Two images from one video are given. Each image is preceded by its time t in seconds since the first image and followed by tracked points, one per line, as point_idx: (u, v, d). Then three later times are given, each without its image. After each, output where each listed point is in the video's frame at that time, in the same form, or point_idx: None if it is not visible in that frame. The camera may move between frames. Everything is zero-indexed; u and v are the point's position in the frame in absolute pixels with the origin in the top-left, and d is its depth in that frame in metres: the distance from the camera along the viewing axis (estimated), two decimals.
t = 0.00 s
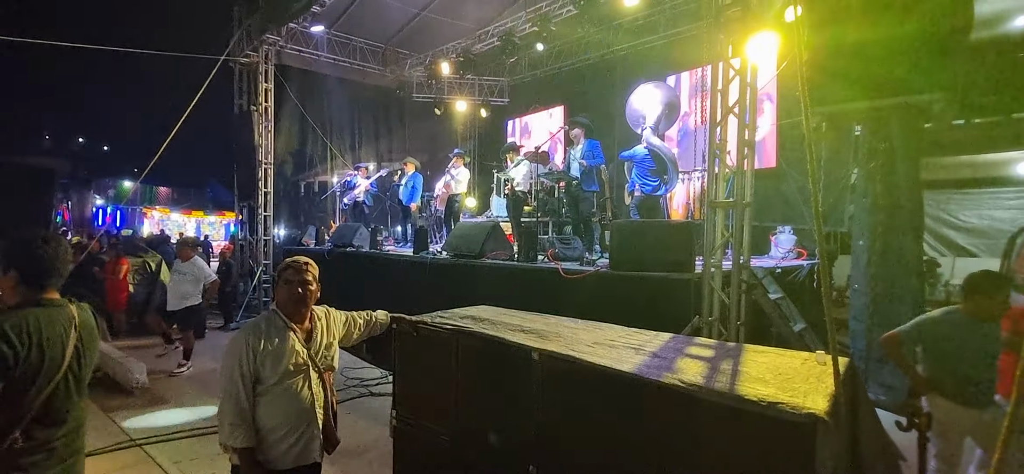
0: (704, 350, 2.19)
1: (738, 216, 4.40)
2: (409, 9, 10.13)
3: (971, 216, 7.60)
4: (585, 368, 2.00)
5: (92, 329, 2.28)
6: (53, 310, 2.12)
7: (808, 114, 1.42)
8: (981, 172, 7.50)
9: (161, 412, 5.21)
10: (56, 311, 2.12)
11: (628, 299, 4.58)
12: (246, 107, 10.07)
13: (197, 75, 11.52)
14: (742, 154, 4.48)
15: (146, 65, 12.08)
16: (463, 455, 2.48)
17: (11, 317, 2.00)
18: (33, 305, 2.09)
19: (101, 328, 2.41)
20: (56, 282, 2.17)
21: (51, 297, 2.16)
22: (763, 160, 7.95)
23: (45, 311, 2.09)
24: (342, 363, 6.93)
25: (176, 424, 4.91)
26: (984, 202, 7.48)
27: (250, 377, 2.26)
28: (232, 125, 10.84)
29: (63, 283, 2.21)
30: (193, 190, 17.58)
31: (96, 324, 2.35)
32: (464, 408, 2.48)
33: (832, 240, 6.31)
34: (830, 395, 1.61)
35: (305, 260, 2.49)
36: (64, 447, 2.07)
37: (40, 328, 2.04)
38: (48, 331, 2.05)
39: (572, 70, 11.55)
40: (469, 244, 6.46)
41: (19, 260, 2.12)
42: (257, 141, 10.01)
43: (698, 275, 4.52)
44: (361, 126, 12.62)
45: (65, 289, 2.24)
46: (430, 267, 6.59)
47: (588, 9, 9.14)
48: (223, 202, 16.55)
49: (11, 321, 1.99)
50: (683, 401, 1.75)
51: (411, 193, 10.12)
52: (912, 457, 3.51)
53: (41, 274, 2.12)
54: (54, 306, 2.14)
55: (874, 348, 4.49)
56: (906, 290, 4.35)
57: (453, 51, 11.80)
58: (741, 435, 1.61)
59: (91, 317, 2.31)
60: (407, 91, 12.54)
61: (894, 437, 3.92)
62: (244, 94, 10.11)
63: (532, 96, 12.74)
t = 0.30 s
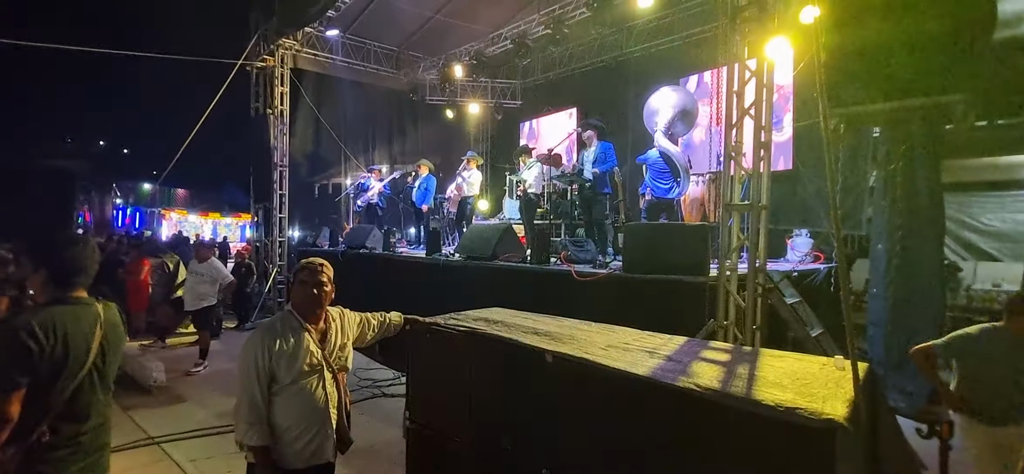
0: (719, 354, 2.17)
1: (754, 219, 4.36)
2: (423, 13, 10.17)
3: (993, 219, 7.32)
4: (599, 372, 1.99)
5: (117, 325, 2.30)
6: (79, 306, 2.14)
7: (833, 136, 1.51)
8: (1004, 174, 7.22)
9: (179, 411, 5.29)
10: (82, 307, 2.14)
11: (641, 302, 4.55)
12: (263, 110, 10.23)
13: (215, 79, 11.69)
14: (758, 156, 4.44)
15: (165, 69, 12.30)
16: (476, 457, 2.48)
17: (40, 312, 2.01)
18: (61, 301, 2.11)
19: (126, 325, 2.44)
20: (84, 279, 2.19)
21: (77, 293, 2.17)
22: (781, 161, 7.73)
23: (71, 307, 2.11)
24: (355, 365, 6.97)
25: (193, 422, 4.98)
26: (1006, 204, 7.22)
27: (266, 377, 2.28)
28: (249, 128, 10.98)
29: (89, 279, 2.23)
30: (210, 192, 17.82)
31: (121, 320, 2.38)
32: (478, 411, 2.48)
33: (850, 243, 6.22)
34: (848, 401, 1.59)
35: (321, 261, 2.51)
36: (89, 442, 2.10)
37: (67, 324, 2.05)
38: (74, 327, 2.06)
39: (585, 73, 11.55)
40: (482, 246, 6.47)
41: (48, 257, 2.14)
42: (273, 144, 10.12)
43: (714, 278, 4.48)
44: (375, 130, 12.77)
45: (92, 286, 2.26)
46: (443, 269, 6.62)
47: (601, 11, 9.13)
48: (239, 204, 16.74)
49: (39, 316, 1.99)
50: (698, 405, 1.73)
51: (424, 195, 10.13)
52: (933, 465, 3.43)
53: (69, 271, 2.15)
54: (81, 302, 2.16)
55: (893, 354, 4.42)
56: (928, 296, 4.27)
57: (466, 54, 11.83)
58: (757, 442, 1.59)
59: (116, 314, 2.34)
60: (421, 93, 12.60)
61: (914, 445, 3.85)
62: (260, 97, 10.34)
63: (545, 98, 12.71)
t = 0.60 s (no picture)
0: (733, 357, 2.14)
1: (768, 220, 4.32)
2: (433, 16, 10.22)
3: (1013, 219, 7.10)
4: (612, 375, 1.98)
5: (145, 325, 2.32)
6: (107, 306, 2.16)
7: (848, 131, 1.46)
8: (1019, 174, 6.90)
9: (193, 410, 5.34)
10: (110, 307, 2.16)
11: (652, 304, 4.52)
12: (275, 112, 10.30)
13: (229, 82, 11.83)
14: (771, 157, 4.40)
15: (181, 72, 12.46)
16: (488, 459, 2.47)
17: (70, 311, 2.04)
18: (90, 302, 2.13)
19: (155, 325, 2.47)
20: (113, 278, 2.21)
21: (106, 293, 2.20)
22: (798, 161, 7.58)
23: (99, 308, 2.13)
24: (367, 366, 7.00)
25: (207, 422, 5.02)
26: None
27: (280, 378, 2.29)
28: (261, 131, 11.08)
29: (118, 280, 2.25)
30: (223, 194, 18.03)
31: (149, 320, 2.39)
32: (489, 413, 2.47)
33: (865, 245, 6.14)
34: (867, 405, 1.56)
35: (333, 263, 2.52)
36: (115, 439, 2.12)
37: (95, 324, 2.06)
38: (102, 327, 2.08)
39: (596, 74, 11.55)
40: (492, 248, 6.47)
41: (79, 258, 2.18)
42: (285, 146, 10.19)
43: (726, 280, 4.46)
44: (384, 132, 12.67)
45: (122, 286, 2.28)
46: (454, 271, 6.63)
47: (611, 11, 9.12)
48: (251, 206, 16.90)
49: (68, 315, 2.01)
50: (713, 408, 1.71)
51: (435, 196, 10.11)
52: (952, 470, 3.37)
53: (98, 273, 2.17)
54: (108, 302, 2.18)
55: (911, 357, 4.34)
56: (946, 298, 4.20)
57: (476, 55, 11.86)
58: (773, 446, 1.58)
59: (144, 314, 2.35)
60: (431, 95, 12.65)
61: (933, 450, 3.78)
62: (273, 99, 10.36)
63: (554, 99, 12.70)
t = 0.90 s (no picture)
0: (746, 357, 2.12)
1: (781, 221, 4.29)
2: (442, 15, 10.20)
3: None
4: (622, 375, 1.97)
5: (168, 322, 2.34)
6: (130, 303, 2.18)
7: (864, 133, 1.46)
8: None
9: (205, 407, 5.38)
10: (133, 304, 2.18)
11: (663, 305, 4.50)
12: (285, 113, 10.39)
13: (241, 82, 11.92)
14: (785, 157, 4.37)
15: (193, 72, 12.57)
16: (497, 459, 2.47)
17: (94, 308, 2.06)
18: (114, 299, 2.16)
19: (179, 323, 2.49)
20: (137, 276, 2.23)
21: (131, 291, 2.22)
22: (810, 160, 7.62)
23: (122, 305, 2.15)
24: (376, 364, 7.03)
25: (218, 419, 5.06)
26: None
27: (291, 376, 2.30)
28: (271, 131, 11.15)
29: (142, 278, 2.28)
30: (234, 193, 18.16)
31: (173, 317, 2.42)
32: (499, 412, 2.47)
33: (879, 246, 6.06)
34: (882, 408, 1.54)
35: (343, 262, 2.53)
36: (137, 434, 2.13)
37: (117, 320, 2.08)
38: (124, 323, 2.10)
39: (605, 73, 11.49)
40: (501, 248, 6.46)
41: (104, 257, 2.21)
42: (295, 146, 10.25)
43: (738, 280, 4.42)
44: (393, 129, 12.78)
45: (146, 283, 2.30)
46: (463, 270, 6.63)
47: (621, 10, 9.07)
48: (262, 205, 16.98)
49: (92, 312, 2.04)
50: (724, 411, 1.69)
51: (443, 195, 10.19)
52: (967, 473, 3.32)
53: (122, 270, 2.19)
54: (132, 299, 2.20)
55: (926, 359, 4.29)
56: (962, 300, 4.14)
57: (485, 55, 11.84)
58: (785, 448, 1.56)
59: (167, 311, 2.35)
60: (440, 95, 12.64)
61: (948, 453, 3.73)
62: (282, 100, 10.52)
63: (564, 99, 12.64)
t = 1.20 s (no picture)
0: (757, 358, 2.10)
1: (791, 220, 4.26)
2: (450, 16, 10.22)
3: None
4: (633, 377, 1.95)
5: (181, 323, 2.36)
6: (145, 304, 2.20)
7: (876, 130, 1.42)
8: None
9: (216, 406, 5.43)
10: (147, 304, 2.21)
11: (672, 306, 4.47)
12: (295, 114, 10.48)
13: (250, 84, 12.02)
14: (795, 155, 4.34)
15: (204, 74, 12.68)
16: (506, 459, 2.47)
17: (109, 308, 2.09)
18: (128, 299, 2.19)
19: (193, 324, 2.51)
20: (152, 278, 2.26)
21: (146, 292, 2.25)
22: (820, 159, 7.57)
23: (137, 305, 2.17)
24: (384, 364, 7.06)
25: (229, 418, 5.09)
26: None
27: (301, 375, 2.30)
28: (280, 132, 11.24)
29: (159, 279, 2.31)
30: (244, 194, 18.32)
31: (187, 318, 2.44)
32: (508, 413, 2.46)
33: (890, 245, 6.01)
34: (897, 410, 1.52)
35: (353, 262, 2.53)
36: (150, 432, 2.14)
37: (131, 320, 2.11)
38: (137, 323, 2.12)
39: (612, 73, 11.48)
40: (509, 248, 6.46)
41: (120, 259, 2.24)
42: (304, 147, 10.34)
43: (748, 280, 4.40)
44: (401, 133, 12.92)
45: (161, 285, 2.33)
46: (471, 271, 6.65)
47: (629, 10, 9.07)
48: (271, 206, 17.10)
49: (106, 311, 2.07)
50: (737, 412, 1.68)
51: (451, 196, 10.28)
52: None
53: (138, 272, 2.23)
54: (146, 300, 2.22)
55: (939, 360, 4.24)
56: (976, 300, 4.09)
57: (492, 55, 11.86)
58: (799, 450, 1.55)
59: (181, 312, 2.38)
60: (447, 95, 12.68)
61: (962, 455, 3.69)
62: (292, 102, 10.62)
63: (571, 99, 12.64)
